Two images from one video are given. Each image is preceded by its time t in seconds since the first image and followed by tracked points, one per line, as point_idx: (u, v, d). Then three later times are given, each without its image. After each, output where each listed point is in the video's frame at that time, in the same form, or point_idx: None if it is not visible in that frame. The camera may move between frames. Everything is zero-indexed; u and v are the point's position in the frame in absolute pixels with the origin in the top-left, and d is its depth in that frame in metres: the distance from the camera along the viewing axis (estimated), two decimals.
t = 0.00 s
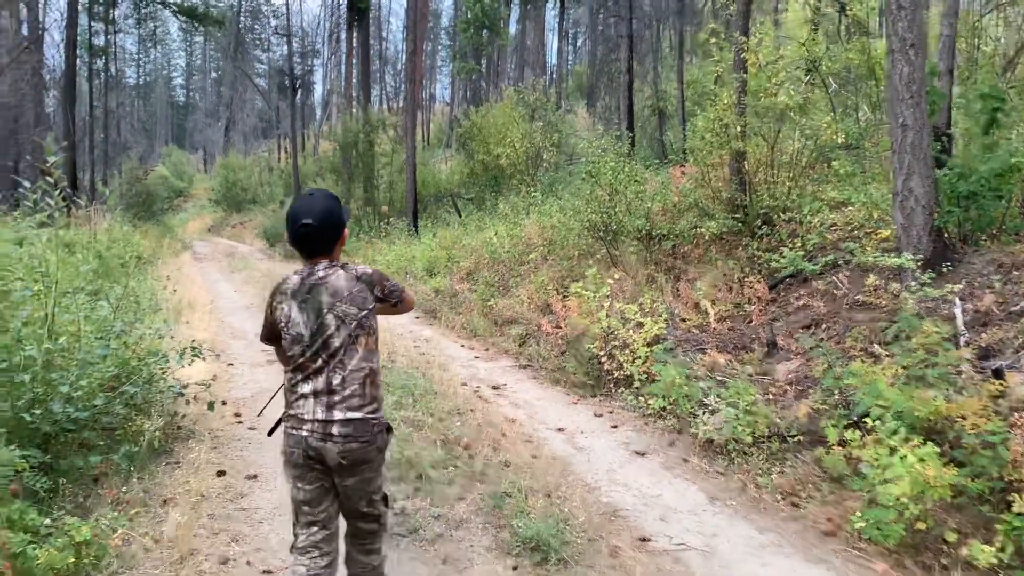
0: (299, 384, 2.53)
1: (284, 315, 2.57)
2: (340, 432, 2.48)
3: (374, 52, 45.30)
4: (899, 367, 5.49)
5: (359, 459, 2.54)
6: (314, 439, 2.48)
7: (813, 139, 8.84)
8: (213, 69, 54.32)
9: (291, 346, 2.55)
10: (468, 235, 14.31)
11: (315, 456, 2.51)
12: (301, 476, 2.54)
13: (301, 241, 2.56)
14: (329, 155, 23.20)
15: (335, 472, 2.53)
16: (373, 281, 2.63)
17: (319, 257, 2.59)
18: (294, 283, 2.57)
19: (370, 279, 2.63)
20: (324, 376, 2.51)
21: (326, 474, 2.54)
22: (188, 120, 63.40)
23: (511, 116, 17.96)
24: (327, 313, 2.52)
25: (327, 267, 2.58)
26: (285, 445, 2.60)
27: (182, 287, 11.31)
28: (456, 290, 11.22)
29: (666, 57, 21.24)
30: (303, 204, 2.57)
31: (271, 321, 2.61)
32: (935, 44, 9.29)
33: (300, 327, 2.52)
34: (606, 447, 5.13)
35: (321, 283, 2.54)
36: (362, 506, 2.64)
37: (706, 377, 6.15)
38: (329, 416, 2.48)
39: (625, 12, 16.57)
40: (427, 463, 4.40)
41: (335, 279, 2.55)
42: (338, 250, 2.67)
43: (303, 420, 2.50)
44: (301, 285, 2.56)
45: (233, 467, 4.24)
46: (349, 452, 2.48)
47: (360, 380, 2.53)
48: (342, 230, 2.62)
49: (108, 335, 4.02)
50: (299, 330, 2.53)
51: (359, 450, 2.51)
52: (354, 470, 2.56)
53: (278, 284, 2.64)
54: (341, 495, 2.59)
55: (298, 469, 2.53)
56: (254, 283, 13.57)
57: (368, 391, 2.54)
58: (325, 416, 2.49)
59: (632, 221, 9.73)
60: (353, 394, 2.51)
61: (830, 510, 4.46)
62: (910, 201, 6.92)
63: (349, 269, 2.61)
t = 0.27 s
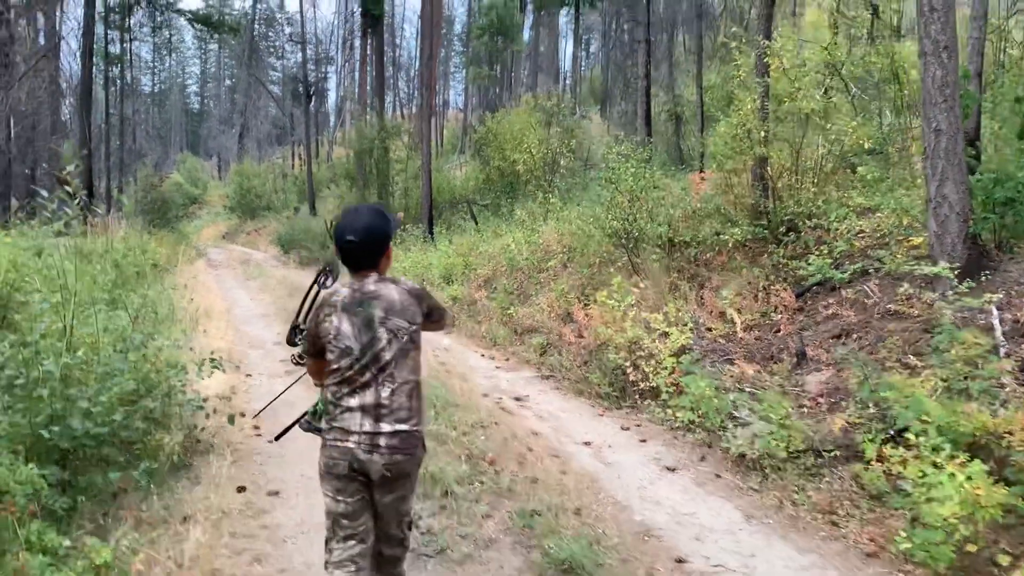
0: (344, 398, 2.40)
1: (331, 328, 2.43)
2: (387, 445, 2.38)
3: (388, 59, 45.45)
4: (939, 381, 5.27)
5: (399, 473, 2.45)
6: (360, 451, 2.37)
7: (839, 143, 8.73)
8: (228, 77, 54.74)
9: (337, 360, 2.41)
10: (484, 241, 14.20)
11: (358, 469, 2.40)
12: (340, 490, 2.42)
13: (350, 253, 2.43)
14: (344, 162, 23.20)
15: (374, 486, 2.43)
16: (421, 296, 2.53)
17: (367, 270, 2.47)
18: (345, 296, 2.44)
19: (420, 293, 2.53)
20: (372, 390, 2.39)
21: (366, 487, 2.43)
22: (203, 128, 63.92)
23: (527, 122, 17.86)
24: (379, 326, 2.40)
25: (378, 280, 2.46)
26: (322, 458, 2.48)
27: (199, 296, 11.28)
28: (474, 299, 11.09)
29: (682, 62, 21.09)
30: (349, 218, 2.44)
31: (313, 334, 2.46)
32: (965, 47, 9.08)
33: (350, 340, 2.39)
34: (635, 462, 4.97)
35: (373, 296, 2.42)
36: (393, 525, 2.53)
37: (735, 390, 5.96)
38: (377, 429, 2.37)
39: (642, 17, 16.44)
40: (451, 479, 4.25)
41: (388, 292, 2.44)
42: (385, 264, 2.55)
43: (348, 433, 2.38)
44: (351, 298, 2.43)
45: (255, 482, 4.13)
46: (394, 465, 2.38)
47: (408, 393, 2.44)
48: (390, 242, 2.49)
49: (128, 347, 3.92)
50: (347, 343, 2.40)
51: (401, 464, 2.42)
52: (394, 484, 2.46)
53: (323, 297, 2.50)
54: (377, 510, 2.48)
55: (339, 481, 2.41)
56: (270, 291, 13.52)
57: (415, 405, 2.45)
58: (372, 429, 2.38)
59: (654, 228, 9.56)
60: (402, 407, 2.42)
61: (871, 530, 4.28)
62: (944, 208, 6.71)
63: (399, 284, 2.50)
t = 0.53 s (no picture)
0: (383, 392, 2.44)
1: (378, 321, 2.49)
2: (422, 440, 2.42)
3: (398, 63, 45.52)
4: (973, 388, 5.14)
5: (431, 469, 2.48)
6: (396, 446, 2.40)
7: (857, 144, 8.53)
8: (238, 83, 55.03)
9: (381, 352, 2.46)
10: (498, 246, 14.10)
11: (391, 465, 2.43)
12: (373, 486, 2.45)
13: (405, 251, 2.50)
14: (355, 167, 23.19)
15: (406, 482, 2.45)
16: (466, 301, 2.62)
17: (418, 270, 2.54)
18: (395, 292, 2.50)
19: (465, 299, 2.62)
20: (411, 386, 2.44)
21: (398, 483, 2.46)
22: (213, 133, 64.20)
23: (539, 125, 17.77)
24: (427, 324, 2.47)
25: (428, 281, 2.54)
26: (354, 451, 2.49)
27: (212, 302, 11.24)
28: (489, 304, 10.99)
29: (694, 63, 20.91)
30: (406, 217, 2.53)
31: (361, 325, 2.52)
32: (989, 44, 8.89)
33: (396, 335, 2.44)
34: (660, 472, 4.85)
35: (424, 296, 2.50)
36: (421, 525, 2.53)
37: (760, 397, 5.82)
38: (412, 423, 2.42)
39: (654, 19, 16.30)
40: (474, 491, 4.15)
41: (439, 293, 2.51)
42: (433, 267, 2.63)
43: (384, 427, 2.42)
44: (401, 294, 2.50)
45: (273, 495, 4.05)
46: (428, 459, 2.42)
47: (445, 391, 2.50)
48: (440, 245, 2.57)
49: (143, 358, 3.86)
50: (393, 338, 2.45)
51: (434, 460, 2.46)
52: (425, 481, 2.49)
53: (372, 291, 2.56)
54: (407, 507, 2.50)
55: (372, 477, 2.44)
56: (282, 297, 13.48)
57: (449, 402, 2.50)
58: (408, 423, 2.42)
59: (671, 231, 9.43)
60: (437, 403, 2.47)
61: (908, 543, 4.11)
62: (972, 209, 6.56)
63: (446, 287, 2.58)
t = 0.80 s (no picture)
0: (403, 384, 2.50)
1: (403, 313, 2.55)
2: (438, 433, 2.46)
3: (406, 61, 45.51)
4: (997, 384, 5.04)
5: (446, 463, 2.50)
6: (413, 439, 2.45)
7: (871, 139, 8.28)
8: (247, 82, 55.19)
9: (403, 345, 2.52)
10: (509, 243, 14.04)
11: (408, 457, 2.48)
12: (391, 479, 2.50)
13: (434, 246, 2.56)
14: (364, 165, 23.18)
15: (422, 473, 2.51)
16: (491, 300, 2.68)
17: (446, 266, 2.60)
18: (422, 286, 2.57)
19: (489, 298, 2.68)
20: (430, 380, 2.50)
21: (415, 474, 2.51)
22: (222, 132, 64.40)
23: (549, 121, 17.68)
24: (449, 320, 2.53)
25: (455, 278, 2.60)
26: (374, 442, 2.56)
27: (224, 302, 11.25)
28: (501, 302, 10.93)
29: (704, 58, 20.76)
30: (438, 213, 2.58)
31: (387, 316, 2.59)
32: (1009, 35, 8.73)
33: (420, 329, 2.51)
34: (680, 472, 4.77)
35: (449, 291, 2.55)
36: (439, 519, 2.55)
37: (779, 395, 5.74)
38: (428, 417, 2.47)
39: (665, 13, 16.16)
40: (491, 492, 4.12)
41: (465, 291, 2.57)
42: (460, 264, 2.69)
43: (402, 419, 2.48)
44: (428, 289, 2.56)
45: (289, 497, 4.00)
46: (444, 451, 2.46)
47: (463, 386, 2.54)
48: (470, 243, 2.62)
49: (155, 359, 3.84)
50: (417, 331, 2.52)
51: (450, 454, 2.49)
52: (443, 474, 2.53)
53: (399, 283, 2.62)
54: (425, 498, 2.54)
55: (390, 470, 2.50)
56: (293, 295, 13.49)
57: (467, 397, 2.55)
58: (425, 416, 2.47)
59: (685, 228, 9.33)
60: (454, 397, 2.51)
61: (936, 544, 3.98)
62: (994, 203, 6.35)
63: (472, 286, 2.64)
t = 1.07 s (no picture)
0: (412, 381, 2.52)
1: (410, 309, 2.57)
2: (446, 430, 2.49)
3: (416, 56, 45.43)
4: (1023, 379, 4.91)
5: (454, 459, 2.54)
6: (422, 435, 2.49)
7: (887, 130, 8.09)
8: (258, 77, 55.30)
9: (411, 342, 2.54)
10: (520, 238, 13.96)
11: (416, 453, 2.52)
12: (399, 473, 2.54)
13: (440, 241, 2.57)
14: (375, 160, 23.13)
15: (430, 468, 2.54)
16: (498, 296, 2.68)
17: (452, 261, 2.61)
18: (429, 282, 2.58)
19: (497, 293, 2.69)
20: (438, 377, 2.51)
21: (423, 469, 2.55)
22: (233, 128, 64.61)
23: (560, 114, 17.57)
24: (456, 317, 2.54)
25: (461, 273, 2.61)
26: (383, 436, 2.59)
27: (235, 297, 11.24)
28: (512, 297, 10.84)
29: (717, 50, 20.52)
30: (443, 207, 2.57)
31: (395, 311, 2.62)
32: None
33: (427, 325, 2.53)
34: (696, 471, 4.67)
35: (456, 287, 2.56)
36: (445, 512, 2.60)
37: (797, 391, 5.63)
38: (437, 415, 2.49)
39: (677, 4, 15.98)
40: (504, 490, 4.06)
41: (472, 286, 2.58)
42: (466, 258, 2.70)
43: (410, 416, 2.50)
44: (434, 286, 2.57)
45: (299, 496, 3.94)
46: (453, 448, 2.49)
47: (471, 384, 2.56)
48: (475, 237, 2.62)
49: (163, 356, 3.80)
50: (424, 328, 2.54)
51: (458, 450, 2.53)
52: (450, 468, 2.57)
53: (407, 278, 2.65)
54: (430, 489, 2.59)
55: (398, 464, 2.53)
56: (304, 290, 13.48)
57: (475, 395, 2.57)
58: (433, 414, 2.49)
59: (698, 221, 9.19)
60: (462, 395, 2.53)
61: (962, 545, 3.84)
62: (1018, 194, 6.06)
63: (479, 281, 2.64)
